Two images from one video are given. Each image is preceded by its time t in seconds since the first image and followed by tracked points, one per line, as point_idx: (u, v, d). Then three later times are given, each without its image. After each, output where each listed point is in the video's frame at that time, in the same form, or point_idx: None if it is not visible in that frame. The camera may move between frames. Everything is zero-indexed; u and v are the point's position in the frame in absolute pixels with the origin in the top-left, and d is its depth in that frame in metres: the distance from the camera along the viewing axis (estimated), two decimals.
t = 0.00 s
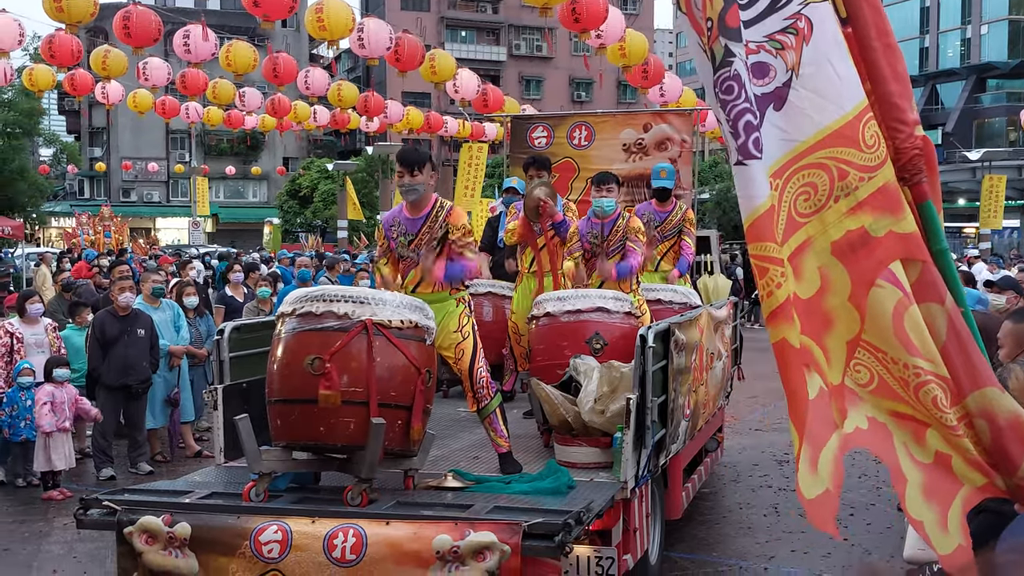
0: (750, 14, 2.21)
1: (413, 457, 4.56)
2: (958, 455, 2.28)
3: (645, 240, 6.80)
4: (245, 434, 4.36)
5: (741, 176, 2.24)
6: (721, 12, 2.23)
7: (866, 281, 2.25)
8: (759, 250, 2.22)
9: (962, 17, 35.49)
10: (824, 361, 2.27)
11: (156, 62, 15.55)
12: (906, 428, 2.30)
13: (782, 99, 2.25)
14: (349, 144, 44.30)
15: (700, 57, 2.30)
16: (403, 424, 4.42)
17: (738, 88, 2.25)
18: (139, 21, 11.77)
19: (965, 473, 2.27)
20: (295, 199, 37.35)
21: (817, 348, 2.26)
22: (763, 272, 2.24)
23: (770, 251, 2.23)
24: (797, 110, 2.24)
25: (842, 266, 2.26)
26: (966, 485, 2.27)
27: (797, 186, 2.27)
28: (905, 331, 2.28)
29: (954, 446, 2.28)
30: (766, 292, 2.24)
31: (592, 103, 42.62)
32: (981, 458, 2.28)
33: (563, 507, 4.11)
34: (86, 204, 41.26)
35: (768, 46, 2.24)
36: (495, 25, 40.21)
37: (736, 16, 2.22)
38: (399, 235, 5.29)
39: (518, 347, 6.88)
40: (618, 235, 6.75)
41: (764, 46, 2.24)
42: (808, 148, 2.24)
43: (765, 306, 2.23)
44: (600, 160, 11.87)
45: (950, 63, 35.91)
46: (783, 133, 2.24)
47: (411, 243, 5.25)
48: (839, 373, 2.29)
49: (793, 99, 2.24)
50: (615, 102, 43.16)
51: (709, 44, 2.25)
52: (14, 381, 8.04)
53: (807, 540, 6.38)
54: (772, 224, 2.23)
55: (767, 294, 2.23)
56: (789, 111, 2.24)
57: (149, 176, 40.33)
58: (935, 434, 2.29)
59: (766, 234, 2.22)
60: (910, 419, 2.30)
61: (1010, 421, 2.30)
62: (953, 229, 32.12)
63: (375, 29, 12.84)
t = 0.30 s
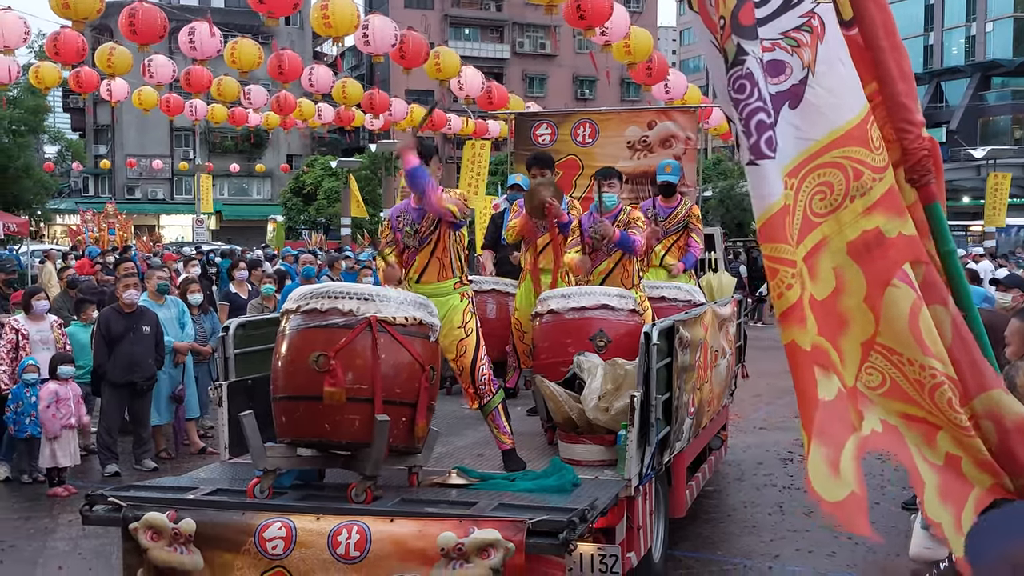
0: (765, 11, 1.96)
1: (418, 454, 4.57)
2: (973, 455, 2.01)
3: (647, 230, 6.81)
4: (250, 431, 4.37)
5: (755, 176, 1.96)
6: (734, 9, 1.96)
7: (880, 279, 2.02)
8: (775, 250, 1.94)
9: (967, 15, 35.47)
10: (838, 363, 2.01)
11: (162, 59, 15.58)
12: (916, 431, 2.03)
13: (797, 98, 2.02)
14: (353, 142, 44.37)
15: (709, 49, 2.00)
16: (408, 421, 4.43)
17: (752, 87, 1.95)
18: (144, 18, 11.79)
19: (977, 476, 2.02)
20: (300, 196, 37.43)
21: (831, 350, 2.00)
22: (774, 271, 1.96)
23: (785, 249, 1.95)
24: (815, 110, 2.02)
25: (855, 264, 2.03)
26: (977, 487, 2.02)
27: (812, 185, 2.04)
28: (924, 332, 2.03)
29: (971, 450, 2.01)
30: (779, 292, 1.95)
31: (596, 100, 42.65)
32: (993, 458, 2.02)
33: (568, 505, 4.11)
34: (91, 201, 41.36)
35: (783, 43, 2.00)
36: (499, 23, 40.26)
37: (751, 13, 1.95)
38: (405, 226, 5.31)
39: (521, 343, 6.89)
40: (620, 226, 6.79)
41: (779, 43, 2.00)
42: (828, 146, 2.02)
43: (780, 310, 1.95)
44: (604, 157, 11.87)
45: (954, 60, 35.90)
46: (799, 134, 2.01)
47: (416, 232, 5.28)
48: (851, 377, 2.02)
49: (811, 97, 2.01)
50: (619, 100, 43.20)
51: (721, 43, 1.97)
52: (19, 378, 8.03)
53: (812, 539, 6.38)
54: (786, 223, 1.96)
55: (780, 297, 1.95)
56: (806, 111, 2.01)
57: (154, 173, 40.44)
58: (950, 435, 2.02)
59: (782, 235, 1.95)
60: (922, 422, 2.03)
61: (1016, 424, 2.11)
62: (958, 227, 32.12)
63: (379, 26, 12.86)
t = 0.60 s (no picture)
0: (784, 7, 2.09)
1: (418, 453, 4.56)
2: (979, 452, 2.23)
3: (648, 241, 6.86)
4: (250, 430, 4.36)
5: (781, 170, 2.10)
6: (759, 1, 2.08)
7: (897, 280, 2.22)
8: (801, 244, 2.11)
9: (968, 15, 35.41)
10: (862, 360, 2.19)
11: (162, 57, 15.54)
12: (926, 429, 2.27)
13: (814, 95, 2.15)
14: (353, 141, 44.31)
15: (729, 52, 2.16)
16: (408, 420, 4.42)
17: (778, 79, 2.09)
18: (145, 17, 11.78)
19: (984, 473, 2.24)
20: (299, 195, 37.37)
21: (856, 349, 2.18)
22: (804, 267, 2.11)
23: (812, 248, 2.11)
24: (829, 108, 2.16)
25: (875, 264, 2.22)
26: (982, 486, 2.25)
27: (832, 181, 2.19)
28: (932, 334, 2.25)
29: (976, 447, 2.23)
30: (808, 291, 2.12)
31: (596, 100, 42.64)
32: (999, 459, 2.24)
33: (568, 504, 4.11)
34: (90, 200, 41.30)
35: (799, 41, 2.12)
36: (499, 22, 40.19)
37: (772, 8, 2.08)
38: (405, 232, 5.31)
39: (523, 344, 6.90)
40: (620, 235, 6.83)
41: (795, 41, 2.12)
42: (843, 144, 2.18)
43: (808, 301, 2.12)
44: (605, 157, 11.84)
45: (955, 61, 35.84)
46: (818, 131, 2.16)
47: (416, 240, 5.28)
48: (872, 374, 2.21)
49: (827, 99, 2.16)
50: (619, 99, 43.17)
51: (746, 33, 2.09)
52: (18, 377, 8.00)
53: (812, 540, 6.37)
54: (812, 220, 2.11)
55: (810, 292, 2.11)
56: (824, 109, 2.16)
57: (154, 172, 40.40)
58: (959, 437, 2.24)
59: (808, 230, 2.10)
60: (932, 421, 2.26)
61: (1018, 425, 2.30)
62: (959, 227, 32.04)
63: (380, 25, 12.84)
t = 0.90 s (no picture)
0: None
1: (417, 452, 4.55)
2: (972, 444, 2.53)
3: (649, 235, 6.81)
4: (248, 429, 4.35)
5: (803, 160, 2.40)
6: None
7: (898, 274, 2.48)
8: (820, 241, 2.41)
9: (966, 16, 35.40)
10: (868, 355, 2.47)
11: (160, 56, 15.52)
12: (929, 423, 2.57)
13: (823, 87, 2.41)
14: (352, 141, 44.26)
15: (746, 42, 2.53)
16: (407, 420, 4.41)
17: (801, 65, 2.41)
18: (144, 15, 11.76)
19: (981, 468, 2.54)
20: (298, 195, 37.31)
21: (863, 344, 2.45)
22: (823, 256, 2.40)
23: (830, 240, 2.41)
24: (837, 99, 2.43)
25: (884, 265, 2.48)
26: (984, 480, 2.54)
27: (839, 174, 2.45)
28: (935, 331, 2.53)
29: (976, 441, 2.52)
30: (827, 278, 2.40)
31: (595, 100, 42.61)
32: (1000, 455, 2.53)
33: (567, 504, 4.10)
34: (88, 199, 41.28)
35: (810, 32, 2.39)
36: (499, 22, 40.14)
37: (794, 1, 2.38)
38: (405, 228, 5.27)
39: (522, 343, 6.88)
40: (622, 230, 6.77)
41: (807, 31, 2.39)
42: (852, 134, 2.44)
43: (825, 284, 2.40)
44: (604, 157, 11.84)
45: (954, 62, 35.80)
46: (835, 122, 2.43)
47: (416, 233, 5.24)
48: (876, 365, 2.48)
49: (841, 88, 2.43)
50: (618, 99, 43.16)
51: (775, 19, 2.40)
52: (15, 376, 8.00)
53: (810, 540, 6.36)
54: (831, 211, 2.42)
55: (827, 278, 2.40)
56: (839, 97, 2.43)
57: (152, 171, 40.38)
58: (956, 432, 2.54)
59: (826, 217, 2.41)
60: (935, 417, 2.56)
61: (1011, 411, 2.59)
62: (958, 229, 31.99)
63: (379, 24, 12.83)
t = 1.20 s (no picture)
0: None
1: (416, 452, 4.53)
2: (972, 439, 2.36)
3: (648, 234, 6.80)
4: (246, 427, 4.35)
5: (817, 155, 2.23)
6: None
7: (910, 270, 2.29)
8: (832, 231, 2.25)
9: (966, 17, 35.43)
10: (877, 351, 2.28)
11: (159, 55, 15.50)
12: (931, 419, 2.39)
13: (840, 81, 2.25)
14: (351, 140, 44.26)
15: (756, 36, 2.29)
16: (406, 420, 4.41)
17: (823, 58, 2.21)
18: (142, 13, 11.74)
19: (984, 464, 2.37)
20: (297, 194, 37.31)
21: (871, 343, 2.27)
22: (834, 252, 2.24)
23: (840, 232, 2.24)
24: (853, 94, 2.27)
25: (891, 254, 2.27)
26: (989, 478, 2.38)
27: (852, 167, 2.27)
28: (943, 326, 2.33)
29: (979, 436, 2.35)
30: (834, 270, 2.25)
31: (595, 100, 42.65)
32: (1008, 452, 2.36)
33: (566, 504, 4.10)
34: (87, 197, 41.27)
35: (828, 26, 2.22)
36: (498, 22, 40.17)
37: None
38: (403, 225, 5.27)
39: (521, 343, 6.86)
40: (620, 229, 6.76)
41: (825, 26, 2.22)
42: (865, 129, 2.27)
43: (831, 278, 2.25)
44: (604, 157, 11.84)
45: (953, 63, 35.84)
46: (850, 115, 2.26)
47: (413, 232, 5.24)
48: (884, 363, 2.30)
49: (856, 79, 2.27)
50: (617, 99, 43.20)
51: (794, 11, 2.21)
52: (13, 375, 8.01)
53: (809, 540, 6.35)
54: (846, 207, 2.25)
55: (833, 271, 2.26)
56: (854, 91, 2.26)
57: (151, 170, 40.37)
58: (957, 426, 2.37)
59: (841, 214, 2.24)
60: (937, 411, 2.38)
61: None
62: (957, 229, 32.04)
63: (378, 23, 12.81)
